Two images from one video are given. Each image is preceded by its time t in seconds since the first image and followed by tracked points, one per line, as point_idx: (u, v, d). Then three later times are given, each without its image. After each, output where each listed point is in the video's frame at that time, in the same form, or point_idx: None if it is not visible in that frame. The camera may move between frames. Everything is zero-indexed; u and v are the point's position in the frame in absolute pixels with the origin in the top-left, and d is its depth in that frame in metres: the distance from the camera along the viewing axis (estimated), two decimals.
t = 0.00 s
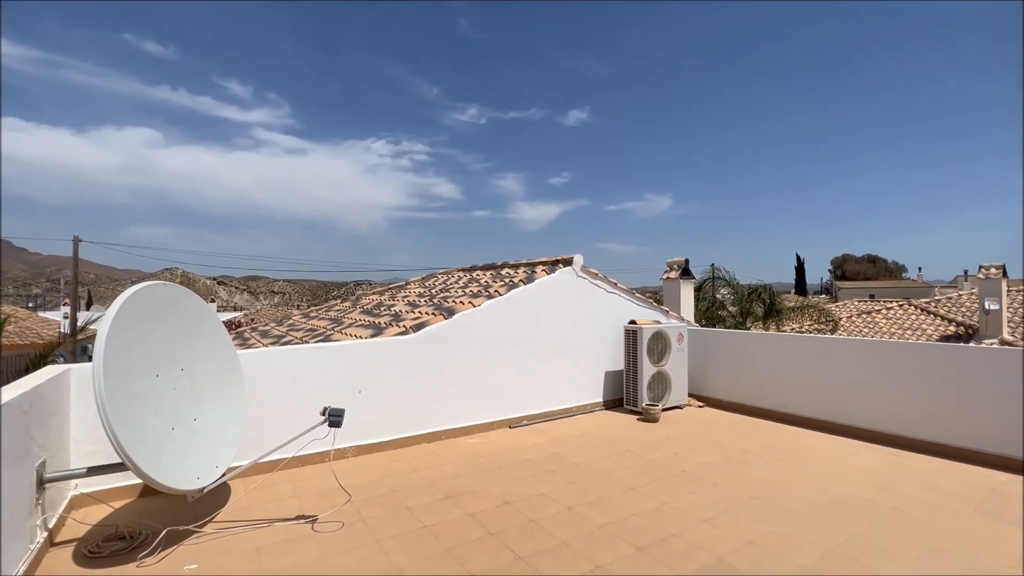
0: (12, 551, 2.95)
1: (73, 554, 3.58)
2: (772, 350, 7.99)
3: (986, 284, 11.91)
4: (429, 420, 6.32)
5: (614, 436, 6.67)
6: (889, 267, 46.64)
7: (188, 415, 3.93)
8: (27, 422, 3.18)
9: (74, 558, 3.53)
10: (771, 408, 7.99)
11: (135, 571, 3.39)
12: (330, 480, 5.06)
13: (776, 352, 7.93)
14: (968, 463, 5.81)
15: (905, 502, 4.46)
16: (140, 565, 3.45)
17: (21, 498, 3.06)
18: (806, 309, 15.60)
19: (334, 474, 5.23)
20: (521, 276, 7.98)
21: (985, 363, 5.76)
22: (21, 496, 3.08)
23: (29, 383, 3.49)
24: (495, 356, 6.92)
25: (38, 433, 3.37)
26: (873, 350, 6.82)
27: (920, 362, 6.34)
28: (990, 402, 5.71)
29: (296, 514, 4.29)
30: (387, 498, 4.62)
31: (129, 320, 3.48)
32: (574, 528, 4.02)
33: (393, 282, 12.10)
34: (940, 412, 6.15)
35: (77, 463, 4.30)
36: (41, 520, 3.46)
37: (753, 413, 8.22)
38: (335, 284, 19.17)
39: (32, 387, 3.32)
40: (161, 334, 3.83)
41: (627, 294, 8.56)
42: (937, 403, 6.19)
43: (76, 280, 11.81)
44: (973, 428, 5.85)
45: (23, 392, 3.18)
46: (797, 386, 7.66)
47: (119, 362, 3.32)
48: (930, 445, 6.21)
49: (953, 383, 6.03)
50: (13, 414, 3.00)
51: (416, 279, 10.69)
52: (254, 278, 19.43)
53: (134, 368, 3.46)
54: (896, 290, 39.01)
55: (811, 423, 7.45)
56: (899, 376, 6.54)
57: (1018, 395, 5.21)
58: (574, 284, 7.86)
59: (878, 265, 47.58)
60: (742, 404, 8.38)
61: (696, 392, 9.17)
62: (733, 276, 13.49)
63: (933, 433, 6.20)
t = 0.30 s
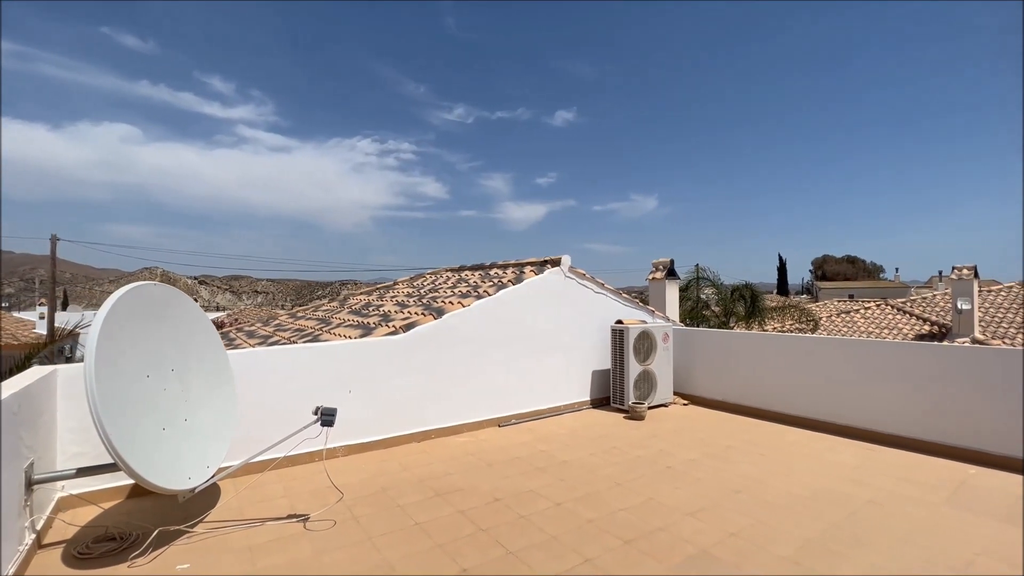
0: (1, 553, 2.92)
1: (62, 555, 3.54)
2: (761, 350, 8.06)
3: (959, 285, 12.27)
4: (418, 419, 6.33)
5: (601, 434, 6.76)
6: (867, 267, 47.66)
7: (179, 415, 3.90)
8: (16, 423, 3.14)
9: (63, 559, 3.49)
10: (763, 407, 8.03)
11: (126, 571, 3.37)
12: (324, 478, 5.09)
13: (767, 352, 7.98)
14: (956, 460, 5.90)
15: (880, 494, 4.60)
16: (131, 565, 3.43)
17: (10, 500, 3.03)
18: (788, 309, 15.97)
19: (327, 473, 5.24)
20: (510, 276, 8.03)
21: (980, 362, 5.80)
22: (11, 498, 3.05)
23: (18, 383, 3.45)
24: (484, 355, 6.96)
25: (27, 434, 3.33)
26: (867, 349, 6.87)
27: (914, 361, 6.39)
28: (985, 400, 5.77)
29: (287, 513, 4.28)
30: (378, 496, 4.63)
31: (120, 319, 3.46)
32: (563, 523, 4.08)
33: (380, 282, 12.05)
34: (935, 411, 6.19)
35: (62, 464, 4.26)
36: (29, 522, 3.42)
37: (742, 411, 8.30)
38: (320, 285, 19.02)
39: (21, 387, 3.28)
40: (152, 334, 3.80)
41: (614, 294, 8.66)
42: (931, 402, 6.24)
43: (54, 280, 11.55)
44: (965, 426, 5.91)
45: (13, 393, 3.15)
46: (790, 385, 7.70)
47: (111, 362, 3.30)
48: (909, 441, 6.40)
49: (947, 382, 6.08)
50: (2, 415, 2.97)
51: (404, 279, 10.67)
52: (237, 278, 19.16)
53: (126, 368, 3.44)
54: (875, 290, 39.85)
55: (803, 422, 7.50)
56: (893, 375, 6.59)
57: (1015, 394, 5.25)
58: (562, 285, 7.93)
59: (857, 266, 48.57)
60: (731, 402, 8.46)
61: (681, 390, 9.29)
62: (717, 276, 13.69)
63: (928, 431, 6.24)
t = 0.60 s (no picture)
0: None
1: (58, 554, 3.52)
2: (749, 347, 8.17)
3: (936, 283, 12.60)
4: (411, 417, 6.36)
5: (592, 430, 6.84)
6: (849, 267, 48.54)
7: (175, 413, 3.88)
8: (12, 422, 3.13)
9: (58, 558, 3.47)
10: (752, 403, 8.13)
11: (124, 568, 3.36)
12: (322, 475, 5.12)
13: (757, 349, 8.07)
14: (943, 454, 5.99)
15: (861, 486, 4.75)
16: (128, 562, 3.42)
17: (6, 499, 3.01)
18: (772, 308, 16.26)
19: (325, 470, 5.26)
20: (501, 275, 8.08)
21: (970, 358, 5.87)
22: (7, 496, 3.03)
23: (12, 382, 3.43)
24: (476, 353, 7.00)
25: (22, 433, 3.31)
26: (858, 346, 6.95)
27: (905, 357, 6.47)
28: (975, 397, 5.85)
29: (283, 509, 4.29)
30: (374, 492, 4.65)
31: (117, 319, 3.44)
32: (556, 516, 4.15)
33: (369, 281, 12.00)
34: (925, 406, 6.27)
35: (54, 464, 4.22)
36: (24, 521, 3.39)
37: (731, 408, 8.40)
38: (307, 284, 18.85)
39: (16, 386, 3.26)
40: (147, 333, 3.78)
41: (604, 293, 8.76)
42: (922, 398, 6.31)
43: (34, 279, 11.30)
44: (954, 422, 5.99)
45: (8, 391, 3.14)
46: (781, 381, 7.79)
47: (108, 360, 3.29)
48: (892, 435, 6.55)
49: (938, 379, 6.15)
50: None
51: (395, 279, 10.65)
52: (222, 277, 18.90)
53: (123, 367, 3.43)
54: (856, 290, 40.58)
55: (793, 418, 7.60)
56: (880, 372, 6.71)
57: (1009, 391, 5.31)
58: (553, 284, 7.99)
59: (839, 265, 49.44)
60: (719, 399, 8.56)
61: (669, 387, 9.41)
62: (703, 276, 13.88)
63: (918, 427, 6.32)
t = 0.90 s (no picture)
0: None
1: (54, 551, 3.51)
2: (738, 343, 8.27)
3: (915, 281, 12.89)
4: (405, 414, 6.38)
5: (583, 425, 6.92)
6: (833, 265, 49.33)
7: (171, 411, 3.87)
8: (8, 420, 3.12)
9: (55, 556, 3.45)
10: (741, 398, 8.22)
11: (123, 565, 3.36)
12: (320, 471, 5.15)
13: (746, 345, 8.15)
14: (928, 448, 6.14)
15: (843, 477, 4.88)
16: (126, 559, 3.42)
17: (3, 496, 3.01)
18: (759, 306, 16.49)
19: (324, 466, 5.29)
20: (493, 273, 8.11)
21: (959, 355, 5.99)
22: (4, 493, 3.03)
23: (8, 381, 3.42)
24: (469, 350, 7.04)
25: (18, 431, 3.30)
26: (847, 342, 7.02)
27: (893, 353, 6.56)
28: (963, 392, 5.97)
29: (280, 505, 4.30)
30: (369, 488, 4.68)
31: (112, 317, 3.42)
32: (550, 509, 4.21)
33: (359, 279, 11.94)
34: (913, 402, 6.38)
35: (48, 463, 4.19)
36: (19, 519, 3.37)
37: (720, 403, 8.51)
38: (294, 282, 18.67)
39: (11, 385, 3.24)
40: (143, 331, 3.76)
41: (594, 291, 8.84)
42: (910, 393, 6.42)
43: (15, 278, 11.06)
44: (942, 416, 6.12)
45: (3, 389, 3.12)
46: (768, 376, 7.88)
47: (105, 359, 3.27)
48: (877, 428, 6.69)
49: (926, 375, 6.26)
50: None
51: (386, 276, 10.63)
52: (207, 275, 18.63)
53: (120, 365, 3.41)
54: (840, 288, 41.23)
55: (781, 413, 7.69)
56: (866, 368, 6.82)
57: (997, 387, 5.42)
58: (544, 282, 8.05)
59: (823, 263, 50.20)
60: (708, 394, 8.66)
61: (658, 383, 9.52)
62: (691, 274, 14.02)
63: (905, 421, 6.44)
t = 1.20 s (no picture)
0: None
1: (49, 548, 3.50)
2: (727, 339, 8.37)
3: (898, 278, 13.13)
4: (398, 411, 6.39)
5: (574, 421, 6.98)
6: (819, 262, 49.96)
7: (166, 408, 3.87)
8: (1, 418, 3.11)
9: (49, 553, 3.44)
10: (730, 393, 8.32)
11: (119, 560, 3.36)
12: (316, 467, 5.17)
13: (735, 341, 8.24)
14: (911, 441, 6.28)
15: (827, 468, 5.00)
16: (123, 555, 3.42)
17: None
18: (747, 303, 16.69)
19: (319, 462, 5.30)
20: (485, 270, 8.14)
21: (944, 351, 6.12)
22: None
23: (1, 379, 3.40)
24: (461, 347, 7.07)
25: (11, 429, 3.29)
26: (836, 338, 7.12)
27: (880, 349, 6.66)
28: (947, 388, 6.10)
29: (275, 501, 4.31)
30: (364, 483, 4.70)
31: (107, 317, 3.40)
32: (543, 502, 4.26)
33: (349, 277, 11.87)
34: (898, 396, 6.50)
35: (41, 461, 4.16)
36: (13, 517, 3.36)
37: (709, 398, 8.61)
38: (282, 280, 18.51)
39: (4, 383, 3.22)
40: (137, 329, 3.75)
41: (585, 288, 8.90)
42: (896, 388, 6.53)
43: None
44: (926, 411, 6.25)
45: None
46: (758, 372, 7.97)
47: (100, 358, 3.26)
48: (861, 422, 6.82)
49: (912, 371, 6.38)
50: None
51: (377, 274, 10.60)
52: (193, 272, 18.38)
53: (115, 364, 3.41)
54: (826, 285, 41.78)
55: (769, 407, 7.80)
56: (851, 363, 6.95)
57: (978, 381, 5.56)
58: (536, 279, 8.09)
59: (810, 261, 50.77)
60: (698, 389, 8.76)
61: (648, 378, 9.61)
62: (680, 271, 14.13)
63: (892, 415, 6.56)
